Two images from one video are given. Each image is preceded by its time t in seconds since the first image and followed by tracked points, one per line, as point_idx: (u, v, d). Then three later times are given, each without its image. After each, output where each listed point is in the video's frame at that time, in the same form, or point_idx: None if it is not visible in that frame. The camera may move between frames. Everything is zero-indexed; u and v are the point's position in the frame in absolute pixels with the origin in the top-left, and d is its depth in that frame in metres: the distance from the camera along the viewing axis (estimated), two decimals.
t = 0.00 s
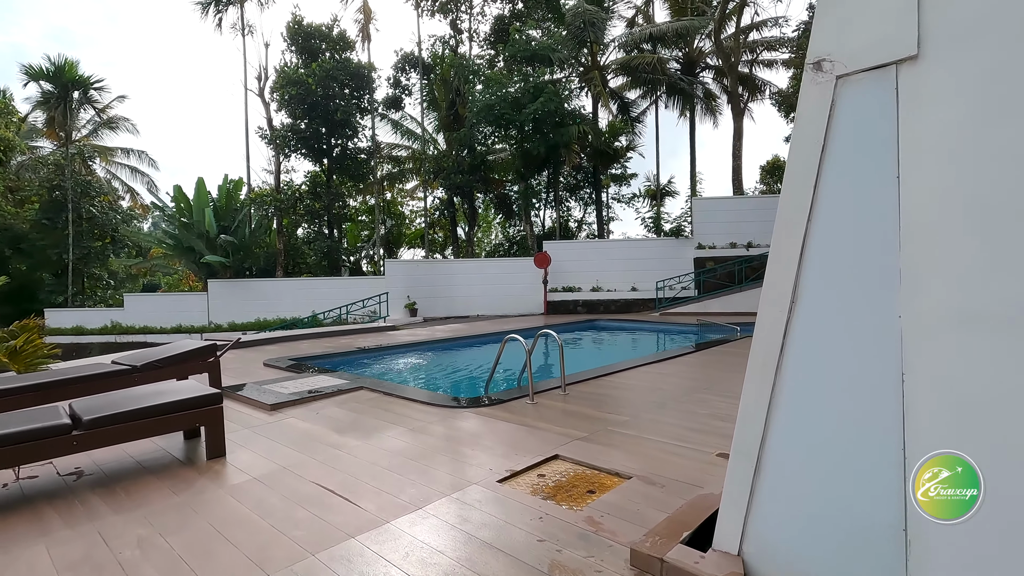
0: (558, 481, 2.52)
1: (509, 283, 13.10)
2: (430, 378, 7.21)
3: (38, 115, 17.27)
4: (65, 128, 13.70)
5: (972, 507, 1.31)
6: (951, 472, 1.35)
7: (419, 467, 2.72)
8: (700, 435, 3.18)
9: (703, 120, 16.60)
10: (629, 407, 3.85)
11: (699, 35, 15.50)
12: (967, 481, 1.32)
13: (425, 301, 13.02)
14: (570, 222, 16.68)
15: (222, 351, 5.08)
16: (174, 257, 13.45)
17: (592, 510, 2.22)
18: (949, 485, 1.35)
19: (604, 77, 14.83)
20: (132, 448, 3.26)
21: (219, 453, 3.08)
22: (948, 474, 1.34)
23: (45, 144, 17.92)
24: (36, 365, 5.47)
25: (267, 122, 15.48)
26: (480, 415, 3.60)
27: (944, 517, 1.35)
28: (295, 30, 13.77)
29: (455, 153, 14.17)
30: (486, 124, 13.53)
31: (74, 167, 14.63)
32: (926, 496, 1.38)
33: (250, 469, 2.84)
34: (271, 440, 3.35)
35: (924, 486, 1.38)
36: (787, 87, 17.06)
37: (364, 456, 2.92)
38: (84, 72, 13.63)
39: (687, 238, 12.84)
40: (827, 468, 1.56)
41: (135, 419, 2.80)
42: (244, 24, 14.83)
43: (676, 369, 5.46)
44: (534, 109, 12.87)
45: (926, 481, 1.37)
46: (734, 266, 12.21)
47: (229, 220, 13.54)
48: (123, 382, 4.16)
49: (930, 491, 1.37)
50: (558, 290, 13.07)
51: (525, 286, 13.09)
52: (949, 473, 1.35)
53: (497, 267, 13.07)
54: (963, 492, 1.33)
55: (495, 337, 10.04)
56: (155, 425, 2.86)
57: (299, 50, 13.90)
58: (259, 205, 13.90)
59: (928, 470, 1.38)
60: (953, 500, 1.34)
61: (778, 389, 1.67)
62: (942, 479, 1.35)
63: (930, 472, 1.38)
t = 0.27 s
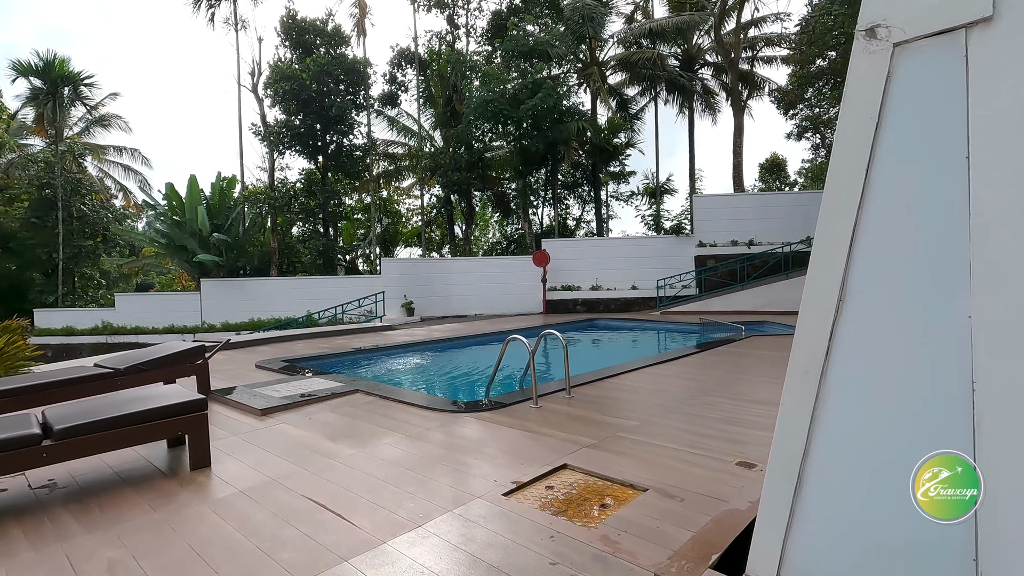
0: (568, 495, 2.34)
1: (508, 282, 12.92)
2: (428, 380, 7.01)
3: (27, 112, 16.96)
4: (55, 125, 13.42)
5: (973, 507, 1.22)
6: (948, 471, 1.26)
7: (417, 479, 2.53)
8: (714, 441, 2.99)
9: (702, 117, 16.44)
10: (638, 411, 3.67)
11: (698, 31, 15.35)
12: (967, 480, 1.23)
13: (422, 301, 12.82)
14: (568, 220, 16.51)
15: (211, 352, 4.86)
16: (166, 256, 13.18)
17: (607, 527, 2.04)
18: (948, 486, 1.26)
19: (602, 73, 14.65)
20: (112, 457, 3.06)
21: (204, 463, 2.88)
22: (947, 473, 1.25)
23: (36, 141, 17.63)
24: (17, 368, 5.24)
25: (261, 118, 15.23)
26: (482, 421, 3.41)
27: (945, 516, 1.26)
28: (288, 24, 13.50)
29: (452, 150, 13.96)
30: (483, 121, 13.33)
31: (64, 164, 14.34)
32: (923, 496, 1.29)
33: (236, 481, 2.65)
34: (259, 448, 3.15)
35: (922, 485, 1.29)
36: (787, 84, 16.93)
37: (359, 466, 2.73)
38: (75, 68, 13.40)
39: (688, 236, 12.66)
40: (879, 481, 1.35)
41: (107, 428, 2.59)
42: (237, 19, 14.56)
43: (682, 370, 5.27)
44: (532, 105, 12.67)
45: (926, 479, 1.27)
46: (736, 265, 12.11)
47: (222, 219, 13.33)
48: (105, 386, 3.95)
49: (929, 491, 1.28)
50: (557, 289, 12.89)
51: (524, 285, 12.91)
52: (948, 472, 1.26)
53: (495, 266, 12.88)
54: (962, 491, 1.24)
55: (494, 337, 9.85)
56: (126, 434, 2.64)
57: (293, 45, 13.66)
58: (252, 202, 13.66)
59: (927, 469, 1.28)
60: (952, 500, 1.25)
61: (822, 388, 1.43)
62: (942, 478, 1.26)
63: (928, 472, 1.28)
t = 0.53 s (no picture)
0: (582, 514, 2.15)
1: (506, 281, 12.72)
2: (425, 382, 6.81)
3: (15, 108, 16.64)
4: (42, 121, 13.14)
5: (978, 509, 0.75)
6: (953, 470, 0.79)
7: (416, 497, 2.33)
8: (732, 450, 2.81)
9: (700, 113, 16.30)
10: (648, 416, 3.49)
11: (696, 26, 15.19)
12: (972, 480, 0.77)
13: (419, 300, 12.61)
14: (566, 218, 16.34)
15: (199, 355, 4.64)
16: (158, 255, 12.92)
17: (626, 554, 1.84)
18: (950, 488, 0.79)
19: (601, 68, 14.45)
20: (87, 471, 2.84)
21: (186, 477, 2.67)
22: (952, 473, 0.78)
23: (24, 139, 17.30)
24: None
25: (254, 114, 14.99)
26: (484, 430, 3.22)
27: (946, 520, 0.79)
28: (281, 18, 13.19)
29: (449, 146, 13.76)
30: (480, 117, 13.13)
31: (52, 161, 14.05)
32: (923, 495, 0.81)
33: (220, 499, 2.44)
34: (248, 460, 2.95)
35: (921, 485, 0.81)
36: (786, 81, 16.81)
37: (352, 481, 2.53)
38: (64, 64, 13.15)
39: (688, 233, 12.50)
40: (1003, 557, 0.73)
41: (76, 442, 2.36)
42: (229, 12, 14.29)
43: (687, 371, 5.09)
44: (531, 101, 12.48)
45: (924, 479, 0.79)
46: (737, 263, 11.98)
47: (215, 216, 13.12)
48: (84, 392, 3.73)
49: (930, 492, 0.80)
50: (556, 287, 12.71)
51: (522, 283, 12.72)
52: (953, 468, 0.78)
53: (492, 264, 12.69)
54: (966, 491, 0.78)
55: (492, 337, 9.66)
56: (93, 449, 2.40)
57: (287, 40, 13.36)
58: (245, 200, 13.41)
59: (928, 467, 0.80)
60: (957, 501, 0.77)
61: (883, 397, 0.84)
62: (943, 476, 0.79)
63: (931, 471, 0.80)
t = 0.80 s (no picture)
0: (585, 532, 1.98)
1: (501, 280, 12.55)
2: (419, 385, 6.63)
3: None
4: (27, 118, 12.83)
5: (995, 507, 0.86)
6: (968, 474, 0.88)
7: (404, 513, 2.16)
8: (743, 458, 2.65)
9: (696, 110, 16.17)
10: (650, 421, 3.34)
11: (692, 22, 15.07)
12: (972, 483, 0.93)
13: (413, 299, 12.43)
14: (562, 216, 16.16)
15: (181, 357, 4.42)
16: (146, 255, 12.65)
17: None
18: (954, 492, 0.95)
19: (597, 64, 14.22)
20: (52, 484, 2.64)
21: (158, 493, 2.47)
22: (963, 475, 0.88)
23: (10, 136, 16.95)
24: None
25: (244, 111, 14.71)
26: (479, 437, 3.05)
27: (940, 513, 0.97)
28: (272, 13, 12.86)
29: (443, 142, 13.54)
30: (474, 113, 12.93)
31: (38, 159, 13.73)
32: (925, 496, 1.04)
33: (191, 518, 2.25)
34: (225, 472, 2.76)
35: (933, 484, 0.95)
36: (782, 78, 16.71)
37: (337, 496, 2.36)
38: (50, 59, 12.89)
39: (686, 231, 12.36)
40: None
41: (37, 456, 2.15)
42: (218, 7, 13.99)
43: (689, 372, 4.93)
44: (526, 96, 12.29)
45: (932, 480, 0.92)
46: (735, 261, 11.84)
47: (204, 215, 12.86)
48: (55, 399, 3.52)
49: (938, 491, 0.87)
50: (551, 286, 12.56)
51: (518, 283, 12.54)
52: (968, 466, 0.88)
53: (488, 263, 12.51)
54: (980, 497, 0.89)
55: (487, 338, 9.49)
56: (56, 464, 2.20)
57: (277, 35, 13.04)
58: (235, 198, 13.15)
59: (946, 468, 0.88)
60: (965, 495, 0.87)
61: (945, 379, 0.75)
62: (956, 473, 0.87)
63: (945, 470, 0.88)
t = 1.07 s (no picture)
0: (580, 557, 1.79)
1: (495, 278, 12.34)
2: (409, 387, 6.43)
3: None
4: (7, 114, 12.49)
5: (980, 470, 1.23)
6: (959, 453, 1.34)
7: (381, 536, 1.96)
8: (748, 469, 2.46)
9: (690, 107, 16.00)
10: (649, 427, 3.14)
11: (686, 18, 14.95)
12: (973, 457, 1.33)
13: (405, 299, 12.20)
14: (556, 214, 15.93)
15: (155, 361, 4.17)
16: (131, 254, 12.34)
17: None
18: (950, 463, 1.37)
19: (590, 60, 14.02)
20: None
21: (111, 513, 2.25)
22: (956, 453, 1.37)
23: None
24: None
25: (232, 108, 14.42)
26: (466, 446, 2.85)
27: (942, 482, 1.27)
28: (259, 6, 12.55)
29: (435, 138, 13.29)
30: (466, 108, 12.69)
31: (19, 156, 13.38)
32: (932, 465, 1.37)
33: (145, 542, 2.03)
34: (190, 488, 2.54)
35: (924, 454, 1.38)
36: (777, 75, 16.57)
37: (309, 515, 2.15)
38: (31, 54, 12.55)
39: (681, 229, 12.20)
40: None
41: None
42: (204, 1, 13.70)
43: (687, 373, 4.75)
44: (519, 91, 12.06)
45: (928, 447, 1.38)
46: (731, 259, 11.65)
47: (191, 214, 12.48)
48: (14, 407, 3.31)
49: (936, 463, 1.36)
50: (546, 285, 12.37)
51: (512, 281, 12.34)
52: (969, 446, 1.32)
53: (481, 261, 12.30)
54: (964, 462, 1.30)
55: (479, 338, 9.29)
56: None
57: (264, 28, 12.73)
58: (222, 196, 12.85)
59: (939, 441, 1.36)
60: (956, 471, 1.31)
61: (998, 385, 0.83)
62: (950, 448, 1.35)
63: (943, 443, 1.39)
